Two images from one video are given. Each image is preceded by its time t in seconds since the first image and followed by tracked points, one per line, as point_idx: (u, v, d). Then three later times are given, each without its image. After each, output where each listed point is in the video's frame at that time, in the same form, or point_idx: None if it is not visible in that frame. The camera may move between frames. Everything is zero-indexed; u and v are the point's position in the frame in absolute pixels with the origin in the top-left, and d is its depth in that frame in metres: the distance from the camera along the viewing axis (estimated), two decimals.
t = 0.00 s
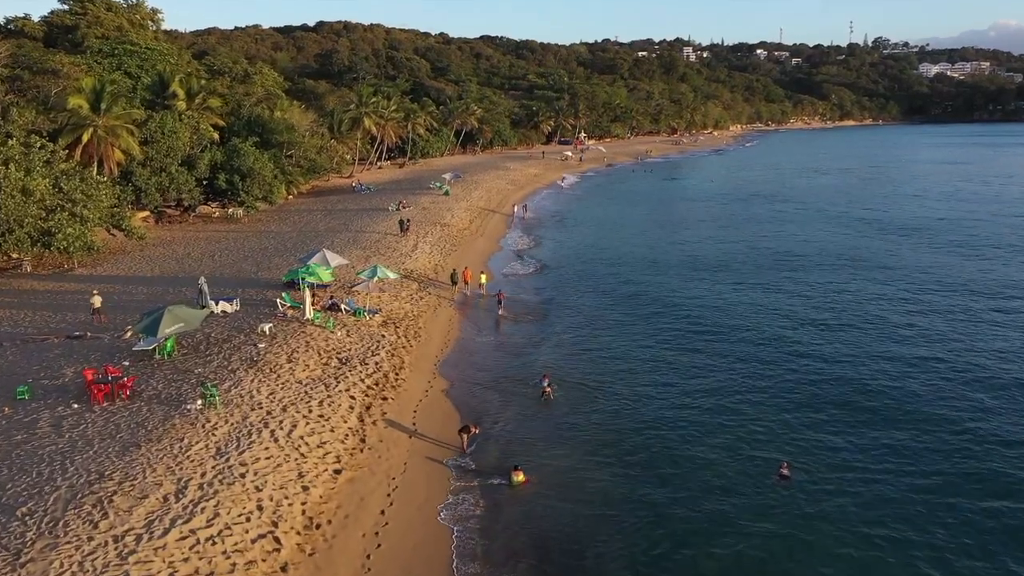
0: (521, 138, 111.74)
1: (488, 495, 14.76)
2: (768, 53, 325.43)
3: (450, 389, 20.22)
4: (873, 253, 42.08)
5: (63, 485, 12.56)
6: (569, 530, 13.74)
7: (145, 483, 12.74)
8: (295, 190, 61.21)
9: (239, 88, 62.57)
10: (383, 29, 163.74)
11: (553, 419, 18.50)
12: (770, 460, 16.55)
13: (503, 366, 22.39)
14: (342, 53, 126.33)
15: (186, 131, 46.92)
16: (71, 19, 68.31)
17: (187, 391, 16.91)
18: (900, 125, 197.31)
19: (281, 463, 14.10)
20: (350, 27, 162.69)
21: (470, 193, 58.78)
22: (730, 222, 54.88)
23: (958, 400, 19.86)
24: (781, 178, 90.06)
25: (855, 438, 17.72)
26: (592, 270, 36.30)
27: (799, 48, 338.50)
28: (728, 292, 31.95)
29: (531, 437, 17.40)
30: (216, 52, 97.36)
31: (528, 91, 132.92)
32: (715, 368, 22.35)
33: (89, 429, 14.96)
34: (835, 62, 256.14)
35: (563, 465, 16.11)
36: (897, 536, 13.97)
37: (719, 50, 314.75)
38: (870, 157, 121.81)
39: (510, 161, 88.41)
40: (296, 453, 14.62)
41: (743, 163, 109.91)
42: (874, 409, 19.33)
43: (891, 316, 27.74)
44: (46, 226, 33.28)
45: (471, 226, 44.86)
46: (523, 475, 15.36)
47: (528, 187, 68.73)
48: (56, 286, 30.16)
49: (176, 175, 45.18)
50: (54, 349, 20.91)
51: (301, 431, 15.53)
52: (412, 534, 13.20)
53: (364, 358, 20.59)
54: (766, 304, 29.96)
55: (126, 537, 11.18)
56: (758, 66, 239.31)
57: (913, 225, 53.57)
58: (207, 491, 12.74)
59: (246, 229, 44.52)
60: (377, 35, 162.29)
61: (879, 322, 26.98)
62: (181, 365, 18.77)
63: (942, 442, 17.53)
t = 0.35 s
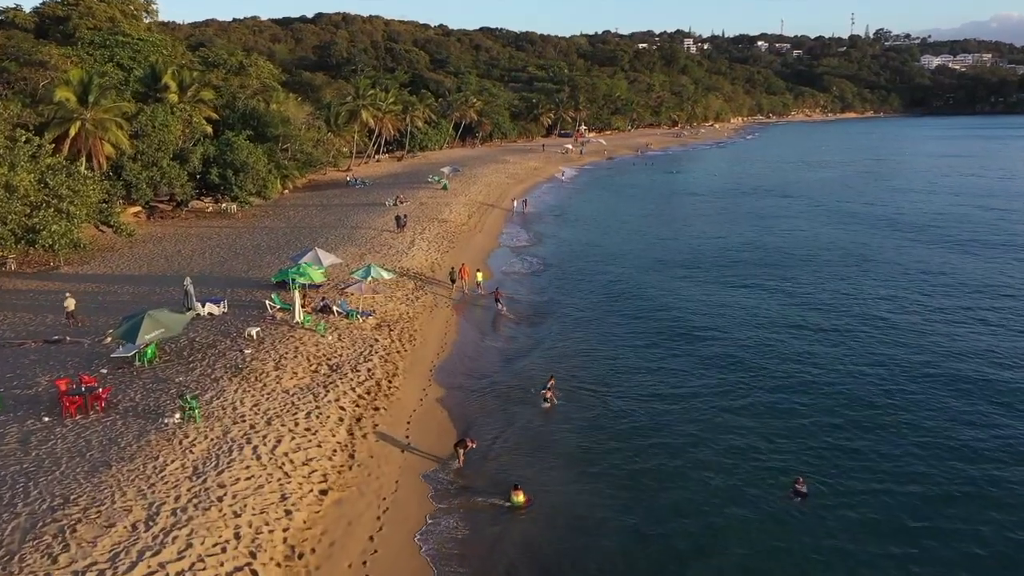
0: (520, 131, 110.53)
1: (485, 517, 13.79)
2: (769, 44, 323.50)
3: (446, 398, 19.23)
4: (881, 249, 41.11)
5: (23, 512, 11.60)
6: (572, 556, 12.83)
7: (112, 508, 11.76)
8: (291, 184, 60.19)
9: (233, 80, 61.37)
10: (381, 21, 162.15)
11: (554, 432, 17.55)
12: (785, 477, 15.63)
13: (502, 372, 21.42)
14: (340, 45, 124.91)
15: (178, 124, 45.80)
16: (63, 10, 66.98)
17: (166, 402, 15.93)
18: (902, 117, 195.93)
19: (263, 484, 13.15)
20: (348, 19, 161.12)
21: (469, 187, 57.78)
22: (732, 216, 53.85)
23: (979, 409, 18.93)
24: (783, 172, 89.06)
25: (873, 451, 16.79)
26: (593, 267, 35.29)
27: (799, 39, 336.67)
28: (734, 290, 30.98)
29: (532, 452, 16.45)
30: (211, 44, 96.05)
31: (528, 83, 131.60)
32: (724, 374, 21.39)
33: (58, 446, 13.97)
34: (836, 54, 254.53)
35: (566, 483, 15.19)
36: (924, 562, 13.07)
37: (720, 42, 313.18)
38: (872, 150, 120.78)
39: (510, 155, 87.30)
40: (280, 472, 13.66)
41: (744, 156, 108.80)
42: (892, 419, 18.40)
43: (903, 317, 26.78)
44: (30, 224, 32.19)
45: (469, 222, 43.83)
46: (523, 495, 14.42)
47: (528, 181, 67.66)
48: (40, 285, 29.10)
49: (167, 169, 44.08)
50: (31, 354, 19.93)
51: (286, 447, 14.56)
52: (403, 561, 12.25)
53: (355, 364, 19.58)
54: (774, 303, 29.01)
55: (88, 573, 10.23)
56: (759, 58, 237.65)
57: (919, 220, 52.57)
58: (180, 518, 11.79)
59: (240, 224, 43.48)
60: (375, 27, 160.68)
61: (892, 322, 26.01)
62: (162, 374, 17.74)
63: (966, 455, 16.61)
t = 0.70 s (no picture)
0: (520, 123, 109.32)
1: (485, 543, 12.85)
2: (770, 36, 321.66)
3: (443, 408, 18.20)
4: (889, 244, 40.14)
5: None
6: None
7: (74, 541, 10.81)
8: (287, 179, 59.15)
9: (228, 72, 60.21)
10: (380, 12, 160.65)
11: (557, 446, 16.56)
12: (804, 497, 14.70)
13: (501, 379, 20.43)
14: (339, 37, 123.54)
15: (169, 117, 44.67)
16: (54, 1, 65.73)
17: (142, 416, 14.93)
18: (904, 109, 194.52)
19: (241, 509, 12.17)
20: (348, 11, 159.69)
21: (468, 181, 56.68)
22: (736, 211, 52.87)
23: (1004, 417, 17.99)
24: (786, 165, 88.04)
25: (896, 468, 15.86)
26: (595, 265, 34.28)
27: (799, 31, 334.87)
28: (741, 288, 30.00)
29: (533, 469, 15.51)
30: (208, 36, 94.78)
31: (528, 76, 130.28)
32: (734, 380, 20.42)
33: (22, 466, 12.98)
34: (838, 45, 252.84)
35: (571, 504, 14.29)
36: None
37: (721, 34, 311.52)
38: (874, 142, 119.71)
39: (509, 148, 86.19)
40: (260, 496, 12.66)
41: (746, 149, 107.69)
42: (914, 431, 17.45)
43: (918, 315, 25.82)
44: (14, 221, 31.13)
45: (468, 217, 42.82)
46: (525, 518, 13.50)
47: (528, 175, 66.62)
48: (23, 285, 28.08)
49: (158, 164, 43.01)
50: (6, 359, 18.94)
51: (268, 467, 13.56)
52: None
53: (346, 372, 18.55)
54: (783, 302, 28.03)
55: None
56: (760, 50, 236.03)
57: (926, 214, 51.58)
58: (149, 550, 10.82)
59: (233, 220, 42.44)
60: (374, 18, 159.19)
61: (907, 321, 25.02)
62: (140, 384, 16.75)
63: (994, 472, 15.69)
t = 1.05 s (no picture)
0: (520, 116, 108.17)
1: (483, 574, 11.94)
2: (771, 28, 319.79)
3: (439, 420, 17.23)
4: (898, 240, 39.18)
5: None
6: None
7: None
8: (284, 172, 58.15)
9: (223, 63, 59.08)
10: (380, 3, 159.14)
11: (560, 461, 15.64)
12: (824, 520, 13.80)
13: (501, 387, 19.46)
14: (338, 28, 122.26)
15: (160, 110, 43.58)
16: None
17: (115, 432, 13.97)
18: (907, 101, 193.10)
19: (217, 541, 11.22)
20: (348, 2, 158.28)
21: (467, 175, 55.65)
22: (740, 206, 51.89)
23: None
24: (789, 158, 87.01)
25: (920, 486, 14.99)
26: (598, 263, 33.32)
27: (800, 23, 332.99)
28: (749, 287, 29.02)
29: (535, 489, 14.59)
30: (204, 27, 93.54)
31: (528, 68, 129.00)
32: (745, 387, 19.49)
33: None
34: (840, 37, 251.18)
35: (575, 527, 13.43)
36: None
37: (722, 26, 309.95)
38: (877, 135, 118.54)
39: (509, 141, 85.04)
40: (238, 524, 11.71)
41: (749, 142, 106.54)
42: (938, 445, 16.52)
43: (934, 316, 24.85)
44: None
45: (467, 213, 41.80)
46: (527, 545, 12.60)
47: (528, 168, 65.60)
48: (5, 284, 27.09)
49: (150, 158, 41.97)
50: None
51: (249, 490, 12.61)
52: None
53: (336, 381, 17.56)
54: (793, 301, 27.09)
55: None
56: (762, 42, 234.45)
57: (934, 209, 50.61)
58: None
59: (227, 216, 41.42)
60: (374, 9, 157.71)
61: (923, 324, 24.04)
62: (117, 395, 15.81)
63: None
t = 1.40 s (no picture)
0: (520, 109, 106.90)
1: None
2: (772, 20, 317.89)
3: (436, 433, 16.26)
4: (907, 237, 38.27)
5: None
6: None
7: None
8: (279, 167, 57.06)
9: (218, 55, 57.89)
10: None
11: (565, 481, 14.72)
12: (848, 544, 12.98)
13: (501, 397, 18.50)
14: (336, 20, 120.79)
15: (152, 103, 42.45)
16: None
17: (86, 450, 12.99)
18: (908, 93, 191.73)
19: None
20: None
21: (466, 169, 54.61)
22: (744, 201, 50.94)
23: None
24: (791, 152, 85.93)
25: (948, 505, 14.18)
26: (601, 261, 32.38)
27: (801, 14, 331.03)
28: (757, 286, 28.05)
29: (538, 511, 13.70)
30: (200, 19, 92.15)
31: (528, 60, 127.68)
32: (758, 396, 18.59)
33: None
34: (840, 30, 249.56)
35: (582, 554, 12.57)
36: None
37: (722, 18, 308.05)
38: (879, 128, 117.51)
39: (509, 134, 83.87)
40: (214, 558, 10.76)
41: (751, 135, 105.41)
42: (966, 462, 15.62)
43: (952, 319, 23.92)
44: None
45: (467, 209, 40.75)
46: None
47: (529, 162, 64.53)
48: None
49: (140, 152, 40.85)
50: None
51: (227, 517, 11.64)
52: None
53: (326, 391, 16.55)
54: (804, 301, 26.20)
55: None
56: (763, 33, 232.81)
57: (941, 204, 49.72)
58: None
59: (220, 212, 40.37)
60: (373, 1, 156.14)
61: (939, 328, 23.12)
62: (92, 408, 14.82)
63: None
